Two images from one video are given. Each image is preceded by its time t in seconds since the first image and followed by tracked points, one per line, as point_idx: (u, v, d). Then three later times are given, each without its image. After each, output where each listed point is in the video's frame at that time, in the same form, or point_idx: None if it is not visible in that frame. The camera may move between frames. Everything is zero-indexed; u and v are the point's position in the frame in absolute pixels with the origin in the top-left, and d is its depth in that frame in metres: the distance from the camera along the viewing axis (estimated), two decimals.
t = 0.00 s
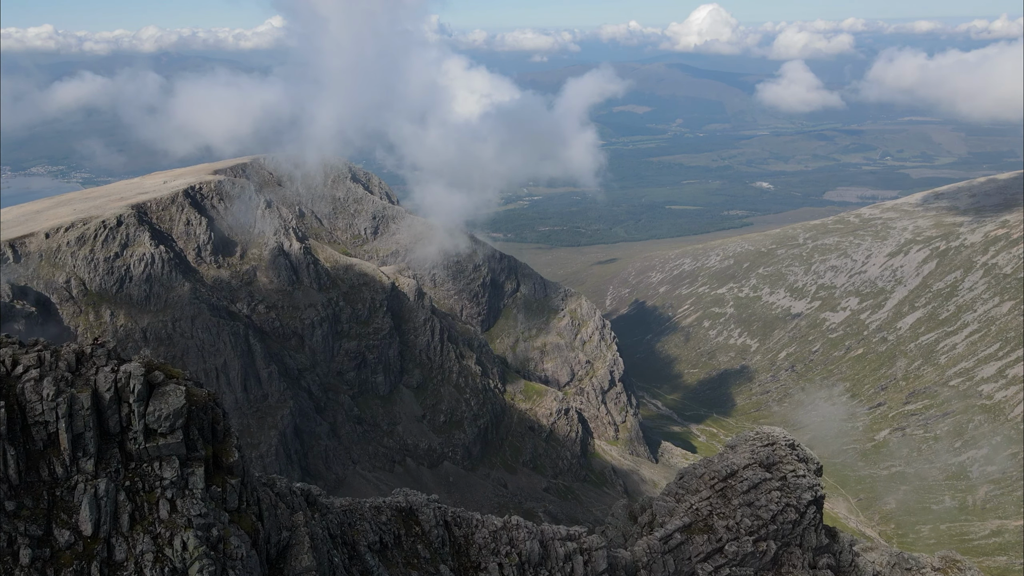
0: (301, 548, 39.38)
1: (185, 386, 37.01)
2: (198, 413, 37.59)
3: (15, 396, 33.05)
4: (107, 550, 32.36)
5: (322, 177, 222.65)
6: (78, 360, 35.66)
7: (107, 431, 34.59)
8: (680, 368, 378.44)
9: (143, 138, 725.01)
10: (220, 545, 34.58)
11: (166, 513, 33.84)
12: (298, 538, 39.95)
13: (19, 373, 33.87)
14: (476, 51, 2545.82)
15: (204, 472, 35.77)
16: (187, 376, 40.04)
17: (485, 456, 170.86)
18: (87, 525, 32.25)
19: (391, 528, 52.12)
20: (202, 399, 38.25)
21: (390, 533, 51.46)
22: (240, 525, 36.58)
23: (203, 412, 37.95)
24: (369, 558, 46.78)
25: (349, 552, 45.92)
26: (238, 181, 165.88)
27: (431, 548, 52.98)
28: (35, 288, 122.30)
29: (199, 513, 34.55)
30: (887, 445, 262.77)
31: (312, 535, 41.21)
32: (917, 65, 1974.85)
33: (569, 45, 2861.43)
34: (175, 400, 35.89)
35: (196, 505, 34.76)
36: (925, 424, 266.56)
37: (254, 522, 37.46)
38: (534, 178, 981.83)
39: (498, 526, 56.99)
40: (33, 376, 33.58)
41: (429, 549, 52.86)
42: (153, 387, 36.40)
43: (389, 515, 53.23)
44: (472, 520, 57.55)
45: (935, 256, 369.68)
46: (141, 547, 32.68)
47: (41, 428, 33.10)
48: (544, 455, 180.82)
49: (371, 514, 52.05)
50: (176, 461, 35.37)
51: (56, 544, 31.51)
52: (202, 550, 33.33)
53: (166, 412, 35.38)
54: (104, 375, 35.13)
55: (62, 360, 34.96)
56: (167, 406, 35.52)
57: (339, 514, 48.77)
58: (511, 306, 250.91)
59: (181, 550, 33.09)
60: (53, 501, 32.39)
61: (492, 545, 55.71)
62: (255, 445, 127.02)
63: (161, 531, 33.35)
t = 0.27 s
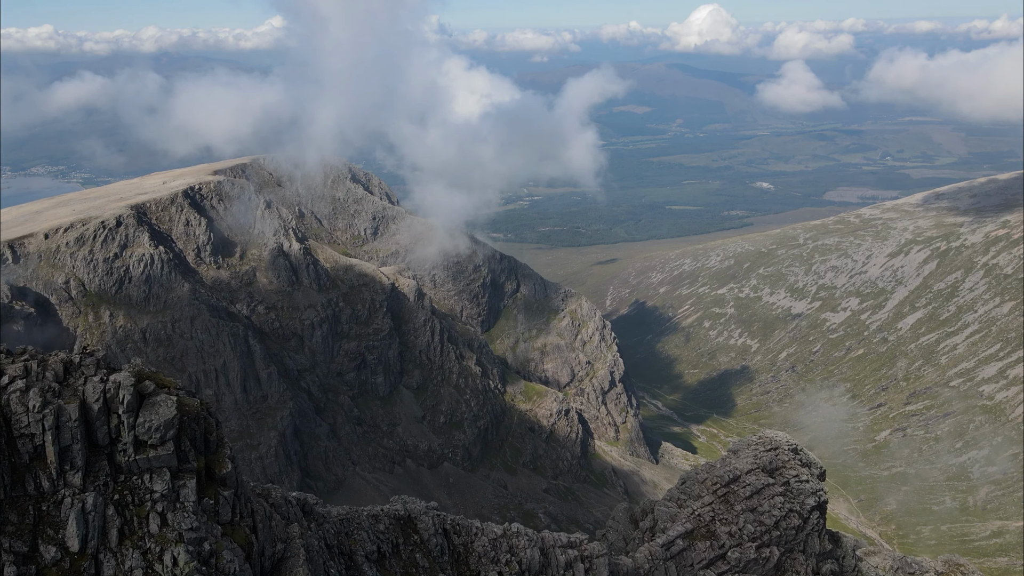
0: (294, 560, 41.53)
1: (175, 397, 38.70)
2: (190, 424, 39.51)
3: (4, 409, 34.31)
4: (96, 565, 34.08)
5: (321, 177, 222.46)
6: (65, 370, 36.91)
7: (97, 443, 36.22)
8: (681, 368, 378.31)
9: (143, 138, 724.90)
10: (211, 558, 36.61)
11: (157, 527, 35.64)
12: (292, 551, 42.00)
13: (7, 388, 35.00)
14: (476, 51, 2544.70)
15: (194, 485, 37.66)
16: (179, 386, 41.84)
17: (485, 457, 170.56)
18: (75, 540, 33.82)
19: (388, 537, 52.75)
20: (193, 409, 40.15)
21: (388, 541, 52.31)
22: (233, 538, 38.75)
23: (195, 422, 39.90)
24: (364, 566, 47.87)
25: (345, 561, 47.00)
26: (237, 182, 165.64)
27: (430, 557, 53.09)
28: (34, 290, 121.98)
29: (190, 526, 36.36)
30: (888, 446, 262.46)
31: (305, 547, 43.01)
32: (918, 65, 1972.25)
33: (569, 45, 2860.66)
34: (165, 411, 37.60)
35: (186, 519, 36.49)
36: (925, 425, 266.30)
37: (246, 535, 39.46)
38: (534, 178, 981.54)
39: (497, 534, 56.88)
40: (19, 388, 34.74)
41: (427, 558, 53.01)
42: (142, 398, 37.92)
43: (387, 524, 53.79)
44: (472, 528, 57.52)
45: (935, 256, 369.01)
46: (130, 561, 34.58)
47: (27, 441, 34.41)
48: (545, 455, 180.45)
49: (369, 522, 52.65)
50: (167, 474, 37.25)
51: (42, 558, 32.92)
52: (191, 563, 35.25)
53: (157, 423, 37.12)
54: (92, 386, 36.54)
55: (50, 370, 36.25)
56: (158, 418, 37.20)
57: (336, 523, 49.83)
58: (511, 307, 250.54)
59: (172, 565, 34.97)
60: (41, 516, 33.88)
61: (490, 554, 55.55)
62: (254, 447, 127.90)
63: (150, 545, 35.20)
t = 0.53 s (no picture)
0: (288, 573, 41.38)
1: (165, 408, 38.62)
2: (181, 435, 39.48)
3: None
4: None
5: (321, 178, 222.11)
6: (53, 380, 36.95)
7: (84, 456, 36.16)
8: (681, 369, 378.40)
9: (142, 138, 724.80)
10: (201, 573, 36.28)
11: (145, 542, 35.49)
12: (286, 564, 41.85)
13: None
14: (476, 51, 2544.24)
15: (185, 498, 37.47)
16: (169, 396, 41.68)
17: (485, 458, 170.18)
18: (61, 557, 33.56)
19: (386, 547, 52.17)
20: (184, 419, 40.03)
21: (385, 552, 51.59)
22: (225, 551, 38.64)
23: (187, 433, 39.88)
24: None
25: (341, 572, 47.06)
26: (237, 183, 165.38)
27: (429, 566, 52.79)
28: (33, 290, 121.64)
29: (181, 541, 36.28)
30: (889, 447, 262.17)
31: (300, 560, 43.15)
32: (919, 65, 1971.03)
33: (569, 45, 2860.09)
34: (155, 422, 37.43)
35: (177, 533, 36.37)
36: (926, 426, 265.90)
37: (240, 548, 39.55)
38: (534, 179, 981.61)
39: (497, 542, 56.48)
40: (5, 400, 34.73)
41: (427, 566, 52.74)
42: (132, 409, 37.91)
43: (385, 533, 53.38)
44: (471, 536, 57.03)
45: (936, 256, 368.35)
46: None
47: (13, 453, 34.34)
48: (545, 457, 180.13)
49: (366, 531, 52.23)
50: (157, 487, 37.14)
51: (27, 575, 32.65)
52: None
53: (147, 435, 36.97)
54: (80, 397, 36.55)
55: (38, 380, 36.28)
56: (148, 429, 37.04)
57: (333, 532, 49.71)
58: (511, 307, 250.11)
59: None
60: (26, 532, 33.55)
61: (491, 562, 55.14)
62: (253, 448, 128.41)
63: (139, 561, 35.07)
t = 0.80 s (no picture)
0: None
1: (155, 419, 38.86)
2: (172, 446, 39.83)
3: None
4: None
5: (321, 178, 221.07)
6: (40, 391, 37.17)
7: (72, 469, 36.35)
8: (681, 369, 378.31)
9: (142, 138, 725.02)
10: None
11: (135, 557, 35.81)
12: None
13: None
14: (476, 52, 2543.27)
15: (176, 511, 37.85)
16: (159, 406, 41.92)
17: (485, 458, 169.85)
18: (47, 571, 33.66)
19: (385, 556, 54.12)
20: (175, 430, 40.24)
21: (385, 560, 53.88)
22: (216, 564, 39.19)
23: (178, 445, 40.19)
24: None
25: None
26: (236, 183, 164.75)
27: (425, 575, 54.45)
28: (32, 291, 121.51)
29: (171, 556, 36.73)
30: (889, 448, 261.88)
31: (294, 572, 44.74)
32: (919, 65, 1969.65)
33: (569, 45, 2857.95)
34: (145, 434, 37.71)
35: (168, 549, 36.76)
36: (926, 426, 265.46)
37: (232, 561, 40.18)
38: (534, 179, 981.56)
39: (497, 550, 58.69)
40: None
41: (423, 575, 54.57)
42: (121, 421, 38.12)
43: (384, 542, 55.37)
44: (471, 544, 58.62)
45: (936, 257, 367.45)
46: None
47: None
48: (544, 457, 179.82)
49: (364, 541, 54.07)
50: (146, 500, 37.37)
51: None
52: None
53: (136, 447, 37.25)
54: (68, 408, 36.74)
55: (24, 392, 36.45)
56: (137, 441, 37.33)
57: (329, 542, 51.33)
58: (511, 307, 249.68)
59: None
60: (12, 547, 33.68)
61: (489, 569, 57.08)
62: (253, 449, 128.62)
63: None
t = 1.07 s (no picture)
0: None
1: (144, 431, 39.12)
2: (162, 458, 40.03)
3: None
4: None
5: (321, 178, 220.08)
6: (24, 401, 36.69)
7: (57, 482, 36.01)
8: (681, 369, 378.01)
9: (142, 138, 724.61)
10: None
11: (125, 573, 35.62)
12: None
13: None
14: (476, 52, 2542.14)
15: (166, 526, 37.83)
16: (150, 416, 42.02)
17: (485, 459, 169.54)
18: None
19: (382, 564, 56.36)
20: (165, 442, 40.48)
21: (382, 568, 56.06)
22: None
23: (168, 457, 40.42)
24: None
25: None
26: (235, 183, 164.09)
27: None
28: (31, 291, 121.37)
29: (162, 573, 36.77)
30: (890, 448, 261.78)
31: None
32: (919, 65, 1969.38)
33: (569, 45, 2856.69)
34: (133, 447, 37.94)
35: (158, 565, 36.77)
36: (926, 427, 265.15)
37: None
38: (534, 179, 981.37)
39: (496, 559, 61.28)
40: None
41: None
42: (110, 432, 38.24)
43: (381, 550, 57.45)
44: (471, 553, 61.41)
45: (936, 257, 366.58)
46: None
47: None
48: (545, 458, 179.52)
49: (362, 549, 56.30)
50: (135, 515, 37.20)
51: None
52: None
53: (125, 460, 37.38)
54: (53, 419, 36.47)
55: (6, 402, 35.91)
56: (126, 454, 37.50)
57: (326, 552, 53.58)
58: (511, 307, 249.32)
59: None
60: None
61: None
62: (253, 450, 128.61)
63: None
